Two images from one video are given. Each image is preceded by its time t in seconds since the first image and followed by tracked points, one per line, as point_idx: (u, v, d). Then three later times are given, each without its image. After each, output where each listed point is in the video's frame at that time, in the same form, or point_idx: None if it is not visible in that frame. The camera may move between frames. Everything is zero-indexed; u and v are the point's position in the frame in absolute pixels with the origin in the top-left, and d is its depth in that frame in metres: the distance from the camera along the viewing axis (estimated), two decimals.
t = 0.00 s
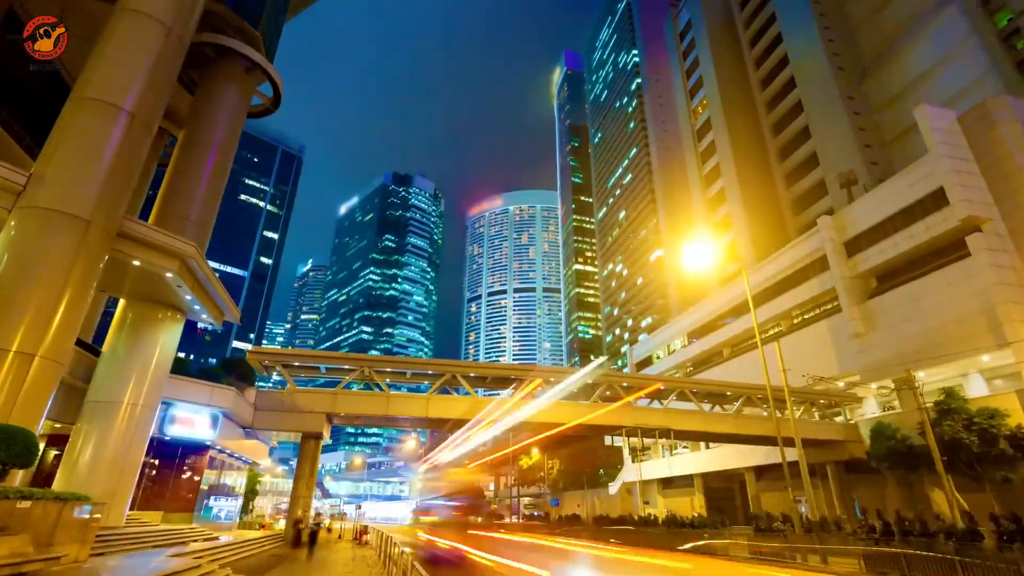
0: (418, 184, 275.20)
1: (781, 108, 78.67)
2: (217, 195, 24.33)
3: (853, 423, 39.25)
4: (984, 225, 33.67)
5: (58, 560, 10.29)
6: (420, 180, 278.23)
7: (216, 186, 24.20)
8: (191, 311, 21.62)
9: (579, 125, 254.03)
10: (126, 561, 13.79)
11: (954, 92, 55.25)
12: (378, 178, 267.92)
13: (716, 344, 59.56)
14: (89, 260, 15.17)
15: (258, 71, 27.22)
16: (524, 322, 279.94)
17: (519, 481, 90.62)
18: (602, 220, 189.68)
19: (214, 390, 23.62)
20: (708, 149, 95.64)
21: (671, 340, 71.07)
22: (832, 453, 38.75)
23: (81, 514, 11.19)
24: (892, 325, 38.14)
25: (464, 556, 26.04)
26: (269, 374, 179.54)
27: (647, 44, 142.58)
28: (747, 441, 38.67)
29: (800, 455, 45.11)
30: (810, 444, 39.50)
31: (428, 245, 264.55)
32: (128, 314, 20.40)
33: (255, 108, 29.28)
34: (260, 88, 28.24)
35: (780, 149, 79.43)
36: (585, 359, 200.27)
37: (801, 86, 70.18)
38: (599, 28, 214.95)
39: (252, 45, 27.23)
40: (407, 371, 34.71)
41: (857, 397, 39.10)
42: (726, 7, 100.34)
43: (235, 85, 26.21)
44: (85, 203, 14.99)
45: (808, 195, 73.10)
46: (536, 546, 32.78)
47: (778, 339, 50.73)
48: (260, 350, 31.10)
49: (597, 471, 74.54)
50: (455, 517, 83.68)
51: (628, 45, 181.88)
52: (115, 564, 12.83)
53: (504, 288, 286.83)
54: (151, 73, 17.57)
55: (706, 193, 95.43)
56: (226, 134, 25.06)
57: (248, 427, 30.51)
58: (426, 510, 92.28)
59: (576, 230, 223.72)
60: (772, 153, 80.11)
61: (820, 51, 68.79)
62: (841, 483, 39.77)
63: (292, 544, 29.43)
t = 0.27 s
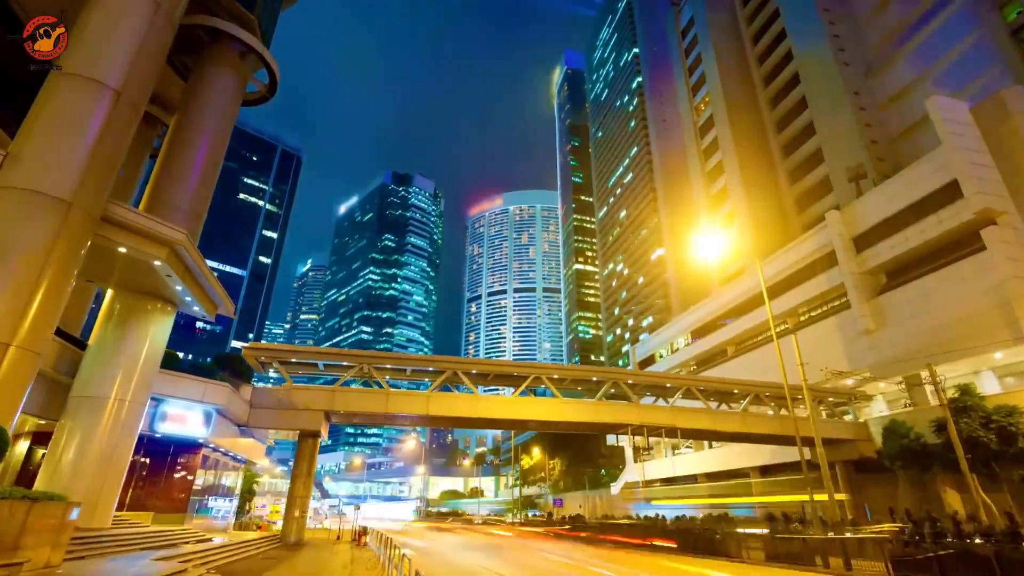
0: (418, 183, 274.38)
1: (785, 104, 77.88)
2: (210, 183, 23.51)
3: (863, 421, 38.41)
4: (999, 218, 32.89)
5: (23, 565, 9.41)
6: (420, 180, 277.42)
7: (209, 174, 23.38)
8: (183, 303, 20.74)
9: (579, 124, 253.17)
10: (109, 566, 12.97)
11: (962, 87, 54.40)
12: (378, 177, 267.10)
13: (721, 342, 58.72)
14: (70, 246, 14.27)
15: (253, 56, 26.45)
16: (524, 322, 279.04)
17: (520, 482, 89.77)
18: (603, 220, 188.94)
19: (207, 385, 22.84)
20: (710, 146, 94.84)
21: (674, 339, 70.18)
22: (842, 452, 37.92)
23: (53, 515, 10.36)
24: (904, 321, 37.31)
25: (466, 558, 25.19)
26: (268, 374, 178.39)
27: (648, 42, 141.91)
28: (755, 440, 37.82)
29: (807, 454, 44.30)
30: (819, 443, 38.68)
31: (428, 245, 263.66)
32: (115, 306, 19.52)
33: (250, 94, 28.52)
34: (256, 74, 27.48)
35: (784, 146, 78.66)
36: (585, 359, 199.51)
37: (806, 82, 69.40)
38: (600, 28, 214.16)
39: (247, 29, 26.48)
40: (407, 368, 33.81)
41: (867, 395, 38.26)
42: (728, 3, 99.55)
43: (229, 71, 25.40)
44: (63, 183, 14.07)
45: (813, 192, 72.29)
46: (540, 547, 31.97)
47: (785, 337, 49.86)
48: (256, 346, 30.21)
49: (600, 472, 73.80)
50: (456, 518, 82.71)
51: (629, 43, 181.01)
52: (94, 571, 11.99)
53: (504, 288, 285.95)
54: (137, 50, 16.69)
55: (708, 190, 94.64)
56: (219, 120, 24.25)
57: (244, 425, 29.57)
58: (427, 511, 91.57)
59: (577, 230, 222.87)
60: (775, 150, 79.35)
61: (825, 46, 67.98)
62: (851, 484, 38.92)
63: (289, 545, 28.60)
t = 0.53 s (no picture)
0: (417, 183, 273.51)
1: (788, 100, 76.99)
2: (203, 171, 22.74)
3: (874, 420, 37.60)
4: (1016, 210, 32.06)
5: None
6: (420, 179, 276.69)
7: (202, 162, 22.60)
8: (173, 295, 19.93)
9: (579, 124, 252.01)
10: (93, 572, 12.18)
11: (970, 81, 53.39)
12: (377, 177, 266.26)
13: (725, 340, 57.92)
14: (51, 227, 13.41)
15: (250, 42, 25.75)
16: (524, 322, 278.14)
17: (521, 482, 89.06)
18: (603, 219, 188.13)
19: (201, 380, 22.16)
20: (713, 144, 93.96)
21: (677, 337, 69.36)
22: (852, 451, 37.11)
23: (22, 511, 9.64)
24: (916, 317, 36.47)
25: (469, 560, 24.34)
26: (267, 375, 176.63)
27: (650, 40, 141.47)
28: (763, 440, 36.99)
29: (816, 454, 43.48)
30: (828, 442, 37.86)
31: (428, 244, 262.70)
32: (103, 297, 18.70)
33: (248, 82, 27.78)
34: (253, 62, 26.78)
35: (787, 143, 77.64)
36: (586, 359, 198.60)
37: (811, 77, 68.60)
38: (600, 26, 213.14)
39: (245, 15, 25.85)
40: (408, 364, 32.83)
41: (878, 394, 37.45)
42: None
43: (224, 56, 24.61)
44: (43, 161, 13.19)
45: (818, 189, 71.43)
46: (544, 549, 31.11)
47: (791, 334, 49.10)
48: (252, 342, 29.32)
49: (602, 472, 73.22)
50: (456, 519, 81.82)
51: (630, 42, 180.05)
52: None
53: (504, 289, 285.18)
54: (126, 23, 15.88)
55: (711, 188, 93.81)
56: (213, 107, 23.48)
57: (239, 423, 28.61)
58: (426, 512, 90.87)
59: (577, 230, 222.00)
60: (779, 147, 78.53)
61: (830, 41, 67.05)
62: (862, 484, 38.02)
63: (287, 547, 27.75)
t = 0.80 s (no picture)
0: (417, 182, 272.52)
1: (794, 96, 76.03)
2: (194, 155, 21.81)
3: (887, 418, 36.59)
4: None
5: None
6: (420, 179, 275.95)
7: (193, 144, 21.68)
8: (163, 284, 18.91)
9: (580, 123, 250.86)
10: None
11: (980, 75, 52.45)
12: (377, 177, 265.35)
13: (731, 338, 56.91)
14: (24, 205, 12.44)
15: (243, 22, 24.95)
16: (524, 322, 277.10)
17: (522, 483, 88.06)
18: (603, 219, 187.21)
19: (191, 376, 21.40)
20: (716, 140, 93.02)
21: (681, 335, 68.34)
22: (865, 451, 36.06)
23: None
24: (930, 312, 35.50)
25: (472, 563, 23.34)
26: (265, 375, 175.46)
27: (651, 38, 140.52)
28: (774, 438, 35.96)
29: (826, 453, 42.45)
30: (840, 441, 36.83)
31: (427, 244, 261.76)
32: (86, 287, 17.63)
33: (243, 66, 27.00)
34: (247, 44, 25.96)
35: (791, 139, 76.67)
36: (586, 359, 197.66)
37: (817, 72, 67.67)
38: (601, 25, 212.14)
39: None
40: (408, 360, 31.79)
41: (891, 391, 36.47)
42: None
43: (216, 35, 23.65)
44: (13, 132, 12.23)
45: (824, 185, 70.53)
46: (549, 551, 30.02)
47: (799, 331, 48.13)
48: (247, 337, 28.31)
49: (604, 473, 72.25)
50: (457, 520, 80.85)
51: (630, 40, 179.11)
52: None
53: (504, 289, 284.24)
54: None
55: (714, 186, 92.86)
56: (205, 88, 22.56)
57: (233, 421, 27.55)
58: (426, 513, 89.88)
59: (577, 229, 221.06)
60: (784, 143, 77.58)
61: (836, 35, 66.10)
62: (875, 484, 37.02)
63: (281, 549, 26.63)
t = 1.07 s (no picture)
0: (417, 182, 271.75)
1: (797, 92, 75.27)
2: (186, 139, 21.20)
3: (898, 416, 35.78)
4: None
5: None
6: (420, 178, 275.26)
7: (185, 129, 21.04)
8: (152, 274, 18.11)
9: (580, 122, 250.06)
10: None
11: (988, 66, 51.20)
12: (377, 176, 264.59)
13: (735, 336, 56.01)
14: None
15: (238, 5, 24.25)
16: (524, 323, 276.21)
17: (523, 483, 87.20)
18: (604, 218, 186.46)
19: (182, 370, 20.54)
20: (718, 138, 92.28)
21: (685, 334, 67.52)
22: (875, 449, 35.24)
23: None
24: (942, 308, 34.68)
25: (474, 565, 22.52)
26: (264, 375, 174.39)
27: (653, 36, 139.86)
28: (782, 437, 35.14)
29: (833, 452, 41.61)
30: (849, 439, 36.05)
31: (427, 244, 260.95)
32: (69, 275, 16.73)
33: (238, 52, 26.40)
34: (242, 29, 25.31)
35: (795, 135, 75.90)
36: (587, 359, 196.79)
37: (821, 66, 66.90)
38: (601, 24, 211.43)
39: None
40: (408, 356, 30.91)
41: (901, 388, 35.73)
42: None
43: (208, 16, 22.80)
44: None
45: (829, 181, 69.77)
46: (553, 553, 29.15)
47: (806, 328, 47.30)
48: (242, 332, 27.41)
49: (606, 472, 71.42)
50: (457, 521, 80.00)
51: (631, 38, 178.38)
52: None
53: (504, 288, 283.43)
54: None
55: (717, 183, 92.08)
56: (198, 72, 21.88)
57: (227, 419, 26.66)
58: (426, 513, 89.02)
59: (578, 228, 220.24)
60: (787, 140, 76.83)
61: (841, 29, 65.20)
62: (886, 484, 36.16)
63: (276, 551, 25.69)
